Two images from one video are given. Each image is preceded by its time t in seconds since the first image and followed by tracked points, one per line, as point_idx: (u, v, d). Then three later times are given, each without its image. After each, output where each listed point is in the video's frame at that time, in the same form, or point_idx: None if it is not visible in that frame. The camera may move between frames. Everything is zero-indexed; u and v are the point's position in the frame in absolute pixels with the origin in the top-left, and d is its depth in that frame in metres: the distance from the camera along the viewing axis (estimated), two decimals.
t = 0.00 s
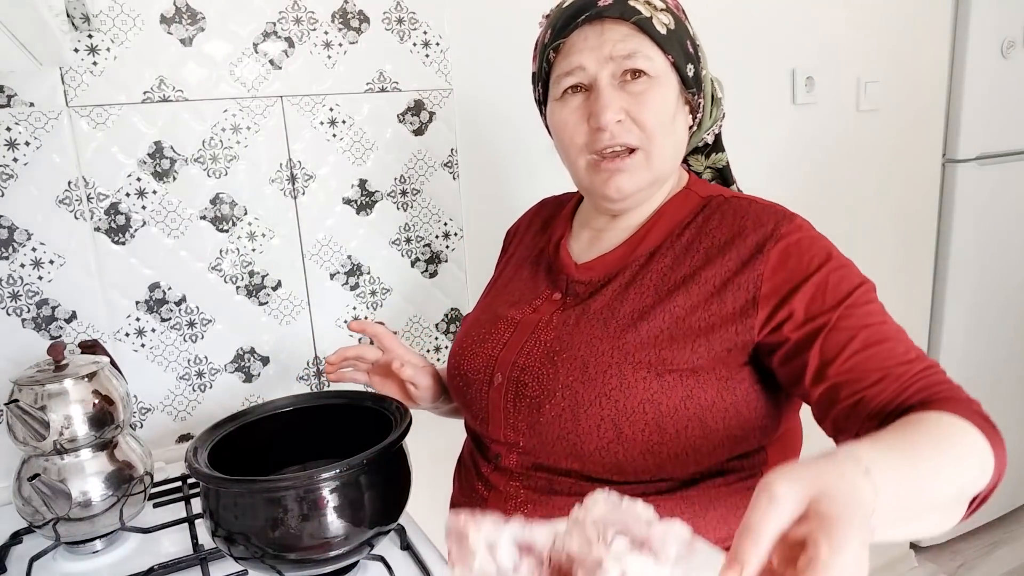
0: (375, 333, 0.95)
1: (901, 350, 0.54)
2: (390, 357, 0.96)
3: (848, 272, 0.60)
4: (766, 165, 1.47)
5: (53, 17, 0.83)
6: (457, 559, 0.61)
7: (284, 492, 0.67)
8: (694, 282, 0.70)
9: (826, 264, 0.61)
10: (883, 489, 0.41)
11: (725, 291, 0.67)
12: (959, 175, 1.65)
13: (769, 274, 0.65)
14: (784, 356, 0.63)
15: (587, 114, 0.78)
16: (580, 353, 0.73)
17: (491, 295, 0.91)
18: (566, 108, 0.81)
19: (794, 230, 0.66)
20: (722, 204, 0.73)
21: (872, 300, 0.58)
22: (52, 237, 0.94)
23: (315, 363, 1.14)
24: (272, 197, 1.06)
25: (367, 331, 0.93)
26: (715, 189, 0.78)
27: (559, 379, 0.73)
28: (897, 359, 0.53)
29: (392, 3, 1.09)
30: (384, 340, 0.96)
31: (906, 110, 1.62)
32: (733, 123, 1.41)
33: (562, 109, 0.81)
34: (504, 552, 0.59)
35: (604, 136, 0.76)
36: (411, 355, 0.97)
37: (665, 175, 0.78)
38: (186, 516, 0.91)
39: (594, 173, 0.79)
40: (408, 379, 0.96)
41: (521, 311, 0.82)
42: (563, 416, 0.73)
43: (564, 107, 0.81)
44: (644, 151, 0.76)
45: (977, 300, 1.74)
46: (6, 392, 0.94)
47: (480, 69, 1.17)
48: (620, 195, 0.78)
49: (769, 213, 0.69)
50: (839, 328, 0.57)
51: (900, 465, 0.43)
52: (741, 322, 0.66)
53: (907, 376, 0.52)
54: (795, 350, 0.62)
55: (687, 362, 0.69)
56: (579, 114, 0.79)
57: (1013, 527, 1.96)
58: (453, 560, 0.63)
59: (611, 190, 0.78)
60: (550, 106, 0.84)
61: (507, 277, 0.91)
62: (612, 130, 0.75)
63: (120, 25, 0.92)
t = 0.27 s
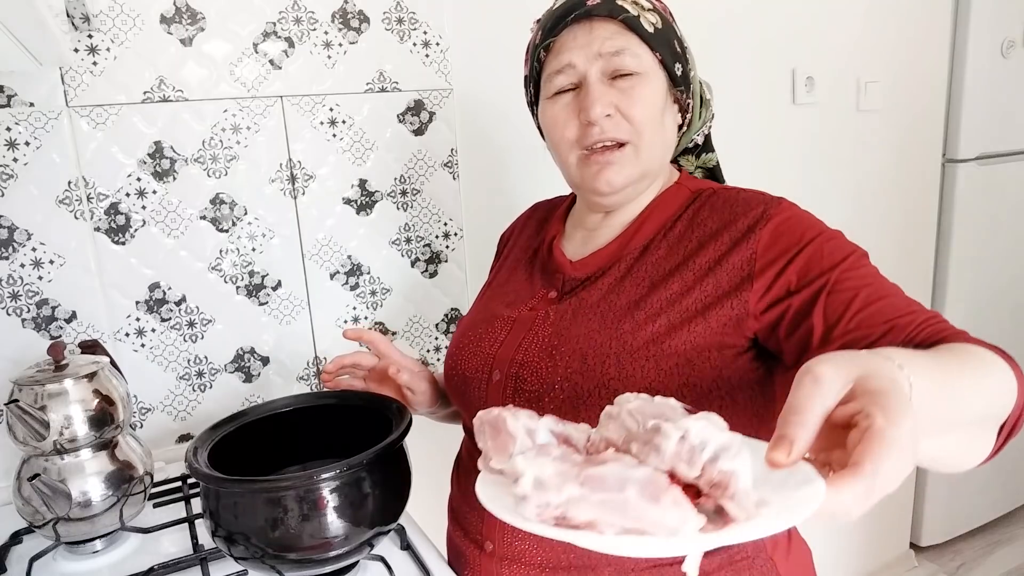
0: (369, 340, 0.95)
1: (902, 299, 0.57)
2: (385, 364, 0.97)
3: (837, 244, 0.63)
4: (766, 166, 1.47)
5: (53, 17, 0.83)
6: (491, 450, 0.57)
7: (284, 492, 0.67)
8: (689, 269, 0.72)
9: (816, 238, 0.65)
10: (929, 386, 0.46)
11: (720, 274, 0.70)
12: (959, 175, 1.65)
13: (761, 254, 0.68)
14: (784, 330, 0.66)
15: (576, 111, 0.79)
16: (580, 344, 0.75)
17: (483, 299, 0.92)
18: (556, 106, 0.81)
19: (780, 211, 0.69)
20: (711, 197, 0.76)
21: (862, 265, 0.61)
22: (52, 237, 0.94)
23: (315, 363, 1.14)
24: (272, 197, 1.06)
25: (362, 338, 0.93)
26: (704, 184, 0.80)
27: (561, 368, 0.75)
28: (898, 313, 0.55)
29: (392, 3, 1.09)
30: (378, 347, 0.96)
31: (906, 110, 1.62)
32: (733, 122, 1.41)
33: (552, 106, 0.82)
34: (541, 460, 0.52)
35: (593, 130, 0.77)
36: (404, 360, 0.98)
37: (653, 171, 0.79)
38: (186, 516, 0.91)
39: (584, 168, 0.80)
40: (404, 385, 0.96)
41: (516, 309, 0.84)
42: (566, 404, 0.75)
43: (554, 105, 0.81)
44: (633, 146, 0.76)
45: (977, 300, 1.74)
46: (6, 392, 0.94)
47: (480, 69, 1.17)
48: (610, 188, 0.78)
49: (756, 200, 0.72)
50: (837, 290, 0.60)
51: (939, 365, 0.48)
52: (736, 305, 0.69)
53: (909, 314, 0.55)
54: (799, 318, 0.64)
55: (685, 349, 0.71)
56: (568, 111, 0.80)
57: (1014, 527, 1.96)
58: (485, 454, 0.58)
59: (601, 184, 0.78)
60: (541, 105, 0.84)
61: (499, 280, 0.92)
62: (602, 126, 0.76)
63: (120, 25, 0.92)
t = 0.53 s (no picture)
0: (368, 341, 0.94)
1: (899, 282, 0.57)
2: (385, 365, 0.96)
3: (834, 234, 0.64)
4: (766, 165, 1.47)
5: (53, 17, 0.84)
6: (531, 414, 0.53)
7: (284, 492, 0.67)
8: (688, 263, 0.73)
9: (812, 230, 0.65)
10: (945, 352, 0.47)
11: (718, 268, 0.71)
12: (959, 175, 1.65)
13: (758, 247, 0.69)
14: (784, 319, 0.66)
15: (573, 112, 0.79)
16: (580, 341, 0.75)
17: (479, 299, 0.92)
18: (552, 107, 0.82)
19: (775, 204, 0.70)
20: (707, 193, 0.77)
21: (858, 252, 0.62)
22: (52, 237, 0.94)
23: (315, 363, 1.14)
24: (273, 197, 1.06)
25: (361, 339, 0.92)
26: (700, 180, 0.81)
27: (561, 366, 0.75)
28: (896, 297, 0.55)
29: (392, 3, 1.09)
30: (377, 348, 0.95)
31: (906, 110, 1.62)
32: (733, 123, 1.41)
33: (549, 108, 0.82)
34: (604, 415, 0.48)
35: (590, 131, 0.77)
36: (404, 360, 0.97)
37: (650, 168, 0.79)
38: (185, 516, 0.91)
39: (580, 167, 0.79)
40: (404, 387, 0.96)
41: (514, 308, 0.84)
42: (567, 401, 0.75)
43: (551, 107, 0.81)
44: (629, 145, 0.76)
45: (977, 300, 1.74)
46: (6, 392, 0.94)
47: (480, 69, 1.17)
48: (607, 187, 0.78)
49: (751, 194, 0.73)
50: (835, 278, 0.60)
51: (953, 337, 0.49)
52: (735, 299, 0.69)
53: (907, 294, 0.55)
54: (800, 305, 0.64)
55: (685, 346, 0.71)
56: (565, 111, 0.80)
57: (1014, 528, 1.96)
58: (524, 418, 0.54)
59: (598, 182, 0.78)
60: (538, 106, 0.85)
61: (496, 279, 0.92)
62: (599, 126, 0.76)
63: (120, 25, 0.92)
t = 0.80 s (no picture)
0: (370, 342, 0.93)
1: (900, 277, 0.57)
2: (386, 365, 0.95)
3: (833, 230, 0.65)
4: (766, 165, 1.47)
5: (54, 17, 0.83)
6: (548, 379, 0.55)
7: (284, 492, 0.66)
8: (688, 261, 0.73)
9: (812, 227, 0.66)
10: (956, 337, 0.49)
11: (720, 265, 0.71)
12: (959, 175, 1.65)
13: (758, 244, 0.69)
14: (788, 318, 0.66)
15: (572, 117, 0.79)
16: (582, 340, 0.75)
17: (478, 299, 0.92)
18: (551, 114, 0.81)
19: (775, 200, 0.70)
20: (706, 190, 0.77)
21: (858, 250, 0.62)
22: (51, 237, 0.94)
23: (315, 363, 1.14)
24: (273, 197, 1.06)
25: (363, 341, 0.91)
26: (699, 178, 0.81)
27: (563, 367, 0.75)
28: (897, 292, 0.56)
29: (392, 3, 1.09)
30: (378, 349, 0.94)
31: (906, 110, 1.62)
32: (733, 123, 1.41)
33: (548, 113, 0.82)
34: (625, 375, 0.51)
35: (589, 137, 0.76)
36: (405, 361, 0.97)
37: (650, 171, 0.79)
38: (185, 516, 0.91)
39: (580, 173, 0.79)
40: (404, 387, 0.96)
41: (513, 308, 0.84)
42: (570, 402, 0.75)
43: (550, 113, 0.81)
44: (629, 149, 0.76)
45: (977, 300, 1.74)
46: (6, 392, 0.94)
47: (480, 69, 1.17)
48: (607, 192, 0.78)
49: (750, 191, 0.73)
50: (837, 275, 0.60)
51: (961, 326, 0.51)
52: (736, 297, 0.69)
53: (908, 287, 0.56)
54: (802, 300, 0.64)
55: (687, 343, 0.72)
56: (564, 117, 0.80)
57: (1014, 527, 1.96)
58: (542, 384, 0.56)
59: (598, 188, 0.78)
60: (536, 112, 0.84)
61: (495, 279, 0.92)
62: (598, 133, 0.76)
63: (120, 25, 0.92)
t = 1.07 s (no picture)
0: (371, 342, 0.92)
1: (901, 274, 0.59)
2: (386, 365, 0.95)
3: (833, 229, 0.65)
4: (766, 165, 1.47)
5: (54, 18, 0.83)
6: (527, 359, 0.60)
7: (284, 492, 0.67)
8: (689, 260, 0.73)
9: (813, 226, 0.66)
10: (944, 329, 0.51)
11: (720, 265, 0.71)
12: (959, 175, 1.65)
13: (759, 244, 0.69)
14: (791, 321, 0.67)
15: (572, 124, 0.79)
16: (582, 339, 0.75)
17: (479, 299, 0.92)
18: (551, 120, 0.81)
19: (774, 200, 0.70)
20: (706, 190, 0.77)
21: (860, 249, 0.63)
22: (52, 237, 0.94)
23: (315, 363, 1.14)
24: (273, 197, 1.06)
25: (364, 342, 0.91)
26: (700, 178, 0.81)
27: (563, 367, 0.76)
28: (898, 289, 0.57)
29: (392, 3, 1.09)
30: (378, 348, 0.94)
31: (906, 110, 1.62)
32: (733, 123, 1.41)
33: (547, 119, 0.82)
34: (584, 354, 0.55)
35: (591, 145, 0.76)
36: (405, 361, 0.96)
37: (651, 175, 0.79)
38: (185, 516, 0.91)
39: (582, 180, 0.79)
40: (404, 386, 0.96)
41: (514, 309, 0.84)
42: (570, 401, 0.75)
43: (550, 119, 0.81)
44: (630, 155, 0.76)
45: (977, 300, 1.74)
46: (6, 393, 0.94)
47: (480, 69, 1.17)
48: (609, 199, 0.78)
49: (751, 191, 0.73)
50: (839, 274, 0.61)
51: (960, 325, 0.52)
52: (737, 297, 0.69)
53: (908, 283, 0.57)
54: (805, 297, 0.65)
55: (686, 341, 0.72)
56: (564, 124, 0.80)
57: (1014, 527, 1.96)
58: (522, 364, 0.61)
59: (600, 196, 0.78)
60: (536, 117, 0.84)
61: (495, 279, 0.92)
62: (598, 139, 0.76)
63: (120, 25, 0.92)
